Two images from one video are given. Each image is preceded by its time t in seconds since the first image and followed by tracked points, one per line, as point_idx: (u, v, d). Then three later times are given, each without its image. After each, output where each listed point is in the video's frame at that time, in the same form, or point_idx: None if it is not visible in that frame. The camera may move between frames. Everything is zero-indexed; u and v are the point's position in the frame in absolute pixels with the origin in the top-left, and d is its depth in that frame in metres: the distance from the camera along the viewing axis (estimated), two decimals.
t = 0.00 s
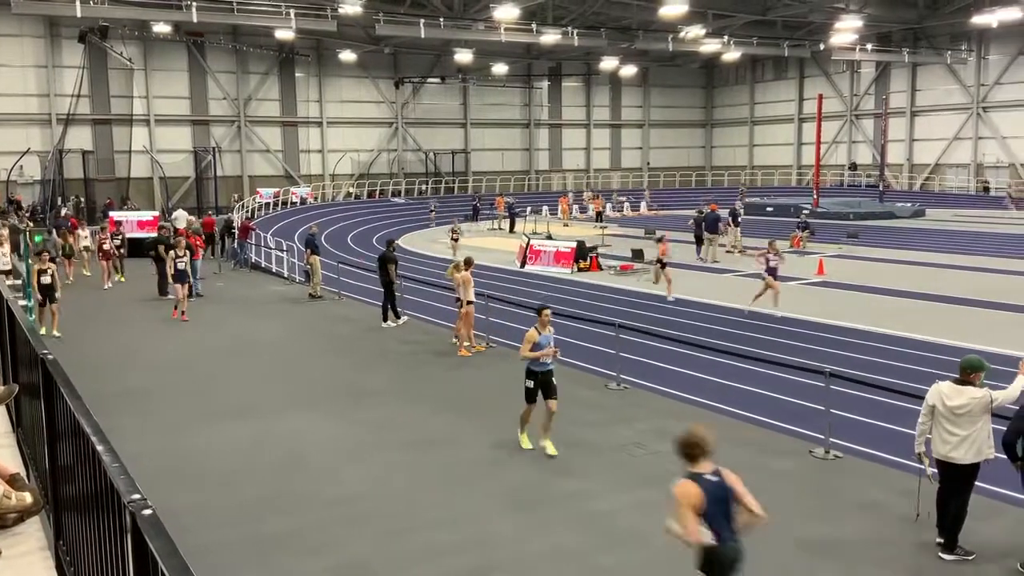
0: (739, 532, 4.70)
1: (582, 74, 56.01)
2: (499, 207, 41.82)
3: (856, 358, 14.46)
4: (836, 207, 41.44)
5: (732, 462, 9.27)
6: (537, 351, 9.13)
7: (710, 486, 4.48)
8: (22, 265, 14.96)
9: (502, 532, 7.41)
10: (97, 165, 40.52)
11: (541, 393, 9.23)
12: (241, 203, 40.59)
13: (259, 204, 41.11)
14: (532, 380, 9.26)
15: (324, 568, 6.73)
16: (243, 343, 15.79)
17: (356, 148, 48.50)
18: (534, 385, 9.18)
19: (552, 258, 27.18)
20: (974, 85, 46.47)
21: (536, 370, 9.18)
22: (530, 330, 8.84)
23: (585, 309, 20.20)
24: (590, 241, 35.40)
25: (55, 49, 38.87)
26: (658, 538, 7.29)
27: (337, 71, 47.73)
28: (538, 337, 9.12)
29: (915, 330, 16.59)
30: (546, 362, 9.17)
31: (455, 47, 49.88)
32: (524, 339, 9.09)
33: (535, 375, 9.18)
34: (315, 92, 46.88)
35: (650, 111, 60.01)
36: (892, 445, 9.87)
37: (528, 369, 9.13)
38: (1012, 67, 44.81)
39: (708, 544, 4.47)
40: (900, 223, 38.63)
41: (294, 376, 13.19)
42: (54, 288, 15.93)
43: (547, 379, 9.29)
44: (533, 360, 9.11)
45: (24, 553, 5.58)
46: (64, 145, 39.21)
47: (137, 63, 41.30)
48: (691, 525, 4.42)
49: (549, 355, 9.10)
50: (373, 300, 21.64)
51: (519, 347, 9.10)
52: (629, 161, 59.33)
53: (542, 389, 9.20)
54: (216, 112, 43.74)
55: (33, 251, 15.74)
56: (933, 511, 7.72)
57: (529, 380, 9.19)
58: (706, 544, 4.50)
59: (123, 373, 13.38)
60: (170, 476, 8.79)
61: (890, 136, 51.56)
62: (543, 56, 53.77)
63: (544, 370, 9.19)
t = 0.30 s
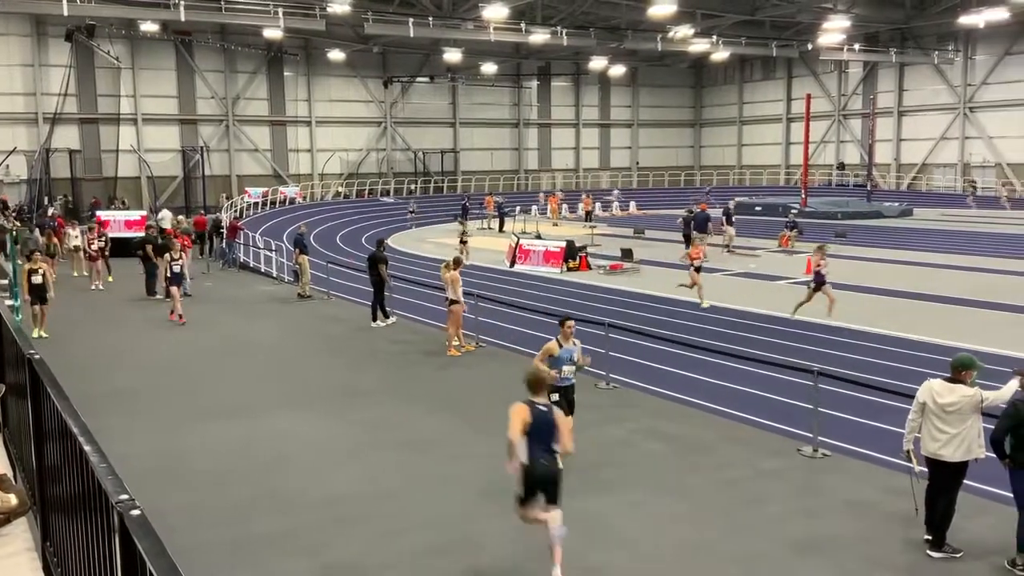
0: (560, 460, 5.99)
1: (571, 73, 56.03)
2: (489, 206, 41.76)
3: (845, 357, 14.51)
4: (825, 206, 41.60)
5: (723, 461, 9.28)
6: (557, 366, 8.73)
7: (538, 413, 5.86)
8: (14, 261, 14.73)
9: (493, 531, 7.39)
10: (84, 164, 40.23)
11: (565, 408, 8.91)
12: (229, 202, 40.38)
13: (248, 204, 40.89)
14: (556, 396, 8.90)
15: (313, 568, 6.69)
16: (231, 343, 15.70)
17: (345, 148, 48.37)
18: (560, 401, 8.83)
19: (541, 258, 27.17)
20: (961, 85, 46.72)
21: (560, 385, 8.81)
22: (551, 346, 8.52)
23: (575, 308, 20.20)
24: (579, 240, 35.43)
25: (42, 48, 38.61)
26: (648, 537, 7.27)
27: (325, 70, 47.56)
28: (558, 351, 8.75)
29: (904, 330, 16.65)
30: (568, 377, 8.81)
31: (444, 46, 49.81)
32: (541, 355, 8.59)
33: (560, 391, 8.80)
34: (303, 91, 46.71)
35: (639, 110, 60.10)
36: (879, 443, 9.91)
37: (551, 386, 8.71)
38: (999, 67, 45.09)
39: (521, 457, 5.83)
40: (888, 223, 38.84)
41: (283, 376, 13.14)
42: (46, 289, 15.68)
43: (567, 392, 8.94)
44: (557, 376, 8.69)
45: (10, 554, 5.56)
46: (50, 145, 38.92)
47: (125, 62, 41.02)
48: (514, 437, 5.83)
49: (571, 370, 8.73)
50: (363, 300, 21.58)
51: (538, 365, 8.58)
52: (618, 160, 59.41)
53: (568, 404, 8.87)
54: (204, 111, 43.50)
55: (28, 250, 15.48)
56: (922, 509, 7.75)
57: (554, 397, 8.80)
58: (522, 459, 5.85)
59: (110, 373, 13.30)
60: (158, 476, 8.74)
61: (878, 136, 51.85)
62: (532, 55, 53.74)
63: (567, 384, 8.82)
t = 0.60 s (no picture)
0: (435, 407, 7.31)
1: (558, 72, 56.05)
2: (476, 205, 41.71)
3: (830, 355, 14.57)
4: (810, 205, 41.80)
5: (710, 459, 9.28)
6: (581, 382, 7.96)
7: (412, 373, 7.13)
8: None
9: (481, 531, 7.35)
10: (68, 163, 39.92)
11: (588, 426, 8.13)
12: (214, 201, 40.14)
13: (234, 203, 40.65)
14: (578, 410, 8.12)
15: (299, 568, 6.64)
16: (216, 343, 15.59)
17: (332, 146, 48.18)
18: (580, 418, 8.06)
19: (528, 257, 27.15)
20: (946, 84, 47.06)
21: (583, 400, 8.02)
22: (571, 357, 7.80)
23: (562, 307, 20.19)
24: (566, 239, 35.46)
25: (25, 45, 38.28)
26: (635, 536, 7.27)
27: (311, 68, 47.35)
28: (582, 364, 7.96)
29: (889, 328, 16.73)
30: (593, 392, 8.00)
31: (430, 44, 49.74)
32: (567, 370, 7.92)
33: (581, 407, 8.04)
34: (289, 89, 46.49)
35: (625, 109, 60.20)
36: (865, 441, 9.95)
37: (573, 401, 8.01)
38: (983, 66, 45.44)
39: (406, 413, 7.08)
40: (873, 221, 39.07)
41: (268, 376, 13.05)
42: (31, 290, 15.47)
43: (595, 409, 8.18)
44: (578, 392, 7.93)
45: None
46: (33, 143, 38.59)
47: (109, 60, 40.72)
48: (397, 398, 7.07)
49: (596, 386, 7.94)
50: (349, 299, 21.48)
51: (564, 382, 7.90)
52: (604, 159, 59.47)
53: (590, 421, 8.09)
54: (190, 109, 43.21)
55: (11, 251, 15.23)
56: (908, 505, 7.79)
57: (574, 413, 8.06)
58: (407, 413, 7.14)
59: (93, 373, 13.18)
60: (142, 477, 8.65)
61: (863, 135, 52.19)
62: (519, 54, 53.67)
63: (591, 400, 8.03)
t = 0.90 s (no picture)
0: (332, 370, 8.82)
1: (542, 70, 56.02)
2: (460, 203, 41.61)
3: (814, 352, 14.62)
4: (794, 202, 41.98)
5: (695, 456, 9.29)
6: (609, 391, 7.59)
7: (316, 339, 8.70)
8: None
9: (466, 529, 7.31)
10: (50, 160, 39.53)
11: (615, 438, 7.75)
12: (197, 198, 39.85)
13: (217, 200, 40.35)
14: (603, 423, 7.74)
15: (283, 567, 6.59)
16: (199, 341, 15.47)
17: (315, 143, 47.91)
18: (607, 430, 7.69)
19: (514, 255, 27.10)
20: (928, 82, 47.42)
21: (609, 411, 7.65)
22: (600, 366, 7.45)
23: (547, 305, 20.16)
24: (551, 237, 35.44)
25: (4, 42, 37.83)
26: (621, 533, 7.25)
27: (295, 65, 47.08)
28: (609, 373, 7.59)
29: (873, 325, 16.81)
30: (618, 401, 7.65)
31: (414, 42, 49.60)
32: (590, 377, 7.53)
33: (609, 419, 7.66)
34: (273, 86, 46.18)
35: (610, 106, 60.25)
36: (848, 438, 9.98)
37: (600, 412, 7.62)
38: (965, 65, 45.82)
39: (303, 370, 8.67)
40: (856, 219, 39.30)
41: (252, 374, 12.95)
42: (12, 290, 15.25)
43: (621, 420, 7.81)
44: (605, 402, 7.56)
45: None
46: (13, 141, 38.16)
47: (90, 57, 40.32)
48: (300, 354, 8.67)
49: (623, 394, 7.57)
50: (334, 297, 21.37)
51: (588, 390, 7.48)
52: (589, 157, 59.52)
53: (617, 433, 7.70)
54: (172, 106, 42.84)
55: None
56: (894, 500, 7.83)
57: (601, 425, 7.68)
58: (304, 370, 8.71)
59: (74, 372, 13.04)
60: (124, 476, 8.56)
61: (846, 133, 52.53)
62: (503, 51, 53.52)
63: (617, 411, 7.67)
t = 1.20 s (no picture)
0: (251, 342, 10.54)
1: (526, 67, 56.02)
2: (444, 200, 41.54)
3: (796, 348, 14.73)
4: (776, 199, 42.21)
5: (678, 451, 9.33)
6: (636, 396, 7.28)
7: (233, 316, 10.37)
8: None
9: (451, 526, 7.32)
10: (29, 157, 39.09)
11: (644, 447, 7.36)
12: (178, 196, 39.53)
13: (199, 197, 40.05)
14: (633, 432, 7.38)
15: (266, 565, 6.56)
16: (180, 339, 15.35)
17: (298, 140, 47.65)
18: (636, 436, 7.30)
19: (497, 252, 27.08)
20: (908, 79, 47.86)
21: (638, 417, 7.29)
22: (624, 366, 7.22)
23: (531, 302, 20.17)
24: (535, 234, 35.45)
25: None
26: (605, 529, 7.28)
27: (277, 61, 46.81)
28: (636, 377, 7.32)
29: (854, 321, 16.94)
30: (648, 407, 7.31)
31: (397, 38, 49.44)
32: (614, 382, 7.28)
33: (637, 425, 7.29)
34: (255, 82, 45.87)
35: (593, 103, 60.32)
36: (830, 433, 10.07)
37: (626, 416, 7.29)
38: (944, 62, 46.27)
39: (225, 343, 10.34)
40: (837, 216, 39.58)
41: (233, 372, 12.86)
42: None
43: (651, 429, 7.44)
44: (632, 406, 7.24)
45: None
46: None
47: (70, 53, 39.92)
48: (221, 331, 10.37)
49: (651, 399, 7.27)
50: (317, 294, 21.29)
51: (611, 395, 7.24)
52: (572, 154, 59.60)
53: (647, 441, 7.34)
54: (153, 103, 42.47)
55: None
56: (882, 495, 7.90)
57: (629, 431, 7.31)
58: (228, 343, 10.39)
59: (53, 371, 12.90)
60: (105, 476, 8.48)
61: (827, 130, 52.88)
62: (486, 48, 53.41)
63: (646, 417, 7.31)
